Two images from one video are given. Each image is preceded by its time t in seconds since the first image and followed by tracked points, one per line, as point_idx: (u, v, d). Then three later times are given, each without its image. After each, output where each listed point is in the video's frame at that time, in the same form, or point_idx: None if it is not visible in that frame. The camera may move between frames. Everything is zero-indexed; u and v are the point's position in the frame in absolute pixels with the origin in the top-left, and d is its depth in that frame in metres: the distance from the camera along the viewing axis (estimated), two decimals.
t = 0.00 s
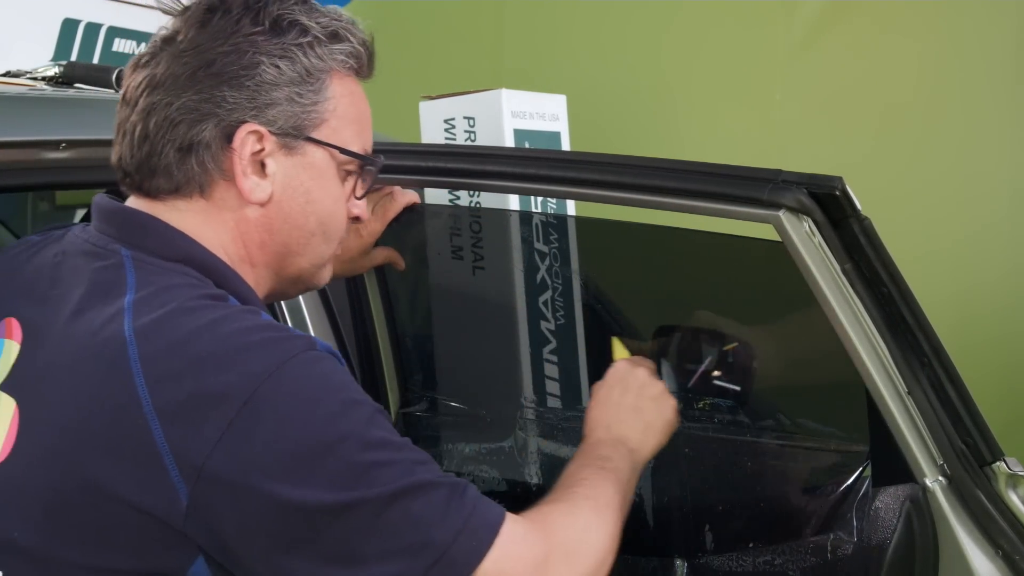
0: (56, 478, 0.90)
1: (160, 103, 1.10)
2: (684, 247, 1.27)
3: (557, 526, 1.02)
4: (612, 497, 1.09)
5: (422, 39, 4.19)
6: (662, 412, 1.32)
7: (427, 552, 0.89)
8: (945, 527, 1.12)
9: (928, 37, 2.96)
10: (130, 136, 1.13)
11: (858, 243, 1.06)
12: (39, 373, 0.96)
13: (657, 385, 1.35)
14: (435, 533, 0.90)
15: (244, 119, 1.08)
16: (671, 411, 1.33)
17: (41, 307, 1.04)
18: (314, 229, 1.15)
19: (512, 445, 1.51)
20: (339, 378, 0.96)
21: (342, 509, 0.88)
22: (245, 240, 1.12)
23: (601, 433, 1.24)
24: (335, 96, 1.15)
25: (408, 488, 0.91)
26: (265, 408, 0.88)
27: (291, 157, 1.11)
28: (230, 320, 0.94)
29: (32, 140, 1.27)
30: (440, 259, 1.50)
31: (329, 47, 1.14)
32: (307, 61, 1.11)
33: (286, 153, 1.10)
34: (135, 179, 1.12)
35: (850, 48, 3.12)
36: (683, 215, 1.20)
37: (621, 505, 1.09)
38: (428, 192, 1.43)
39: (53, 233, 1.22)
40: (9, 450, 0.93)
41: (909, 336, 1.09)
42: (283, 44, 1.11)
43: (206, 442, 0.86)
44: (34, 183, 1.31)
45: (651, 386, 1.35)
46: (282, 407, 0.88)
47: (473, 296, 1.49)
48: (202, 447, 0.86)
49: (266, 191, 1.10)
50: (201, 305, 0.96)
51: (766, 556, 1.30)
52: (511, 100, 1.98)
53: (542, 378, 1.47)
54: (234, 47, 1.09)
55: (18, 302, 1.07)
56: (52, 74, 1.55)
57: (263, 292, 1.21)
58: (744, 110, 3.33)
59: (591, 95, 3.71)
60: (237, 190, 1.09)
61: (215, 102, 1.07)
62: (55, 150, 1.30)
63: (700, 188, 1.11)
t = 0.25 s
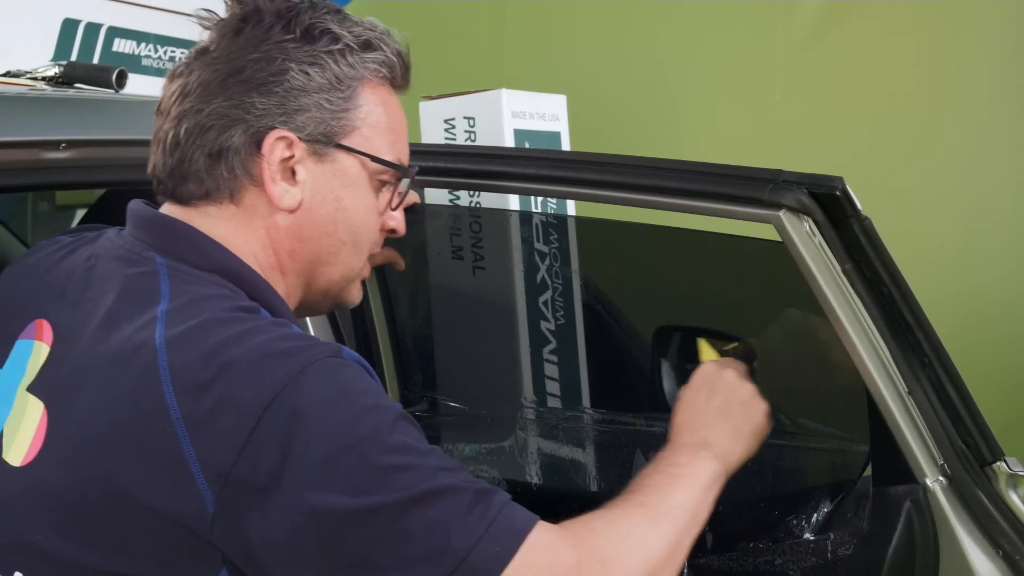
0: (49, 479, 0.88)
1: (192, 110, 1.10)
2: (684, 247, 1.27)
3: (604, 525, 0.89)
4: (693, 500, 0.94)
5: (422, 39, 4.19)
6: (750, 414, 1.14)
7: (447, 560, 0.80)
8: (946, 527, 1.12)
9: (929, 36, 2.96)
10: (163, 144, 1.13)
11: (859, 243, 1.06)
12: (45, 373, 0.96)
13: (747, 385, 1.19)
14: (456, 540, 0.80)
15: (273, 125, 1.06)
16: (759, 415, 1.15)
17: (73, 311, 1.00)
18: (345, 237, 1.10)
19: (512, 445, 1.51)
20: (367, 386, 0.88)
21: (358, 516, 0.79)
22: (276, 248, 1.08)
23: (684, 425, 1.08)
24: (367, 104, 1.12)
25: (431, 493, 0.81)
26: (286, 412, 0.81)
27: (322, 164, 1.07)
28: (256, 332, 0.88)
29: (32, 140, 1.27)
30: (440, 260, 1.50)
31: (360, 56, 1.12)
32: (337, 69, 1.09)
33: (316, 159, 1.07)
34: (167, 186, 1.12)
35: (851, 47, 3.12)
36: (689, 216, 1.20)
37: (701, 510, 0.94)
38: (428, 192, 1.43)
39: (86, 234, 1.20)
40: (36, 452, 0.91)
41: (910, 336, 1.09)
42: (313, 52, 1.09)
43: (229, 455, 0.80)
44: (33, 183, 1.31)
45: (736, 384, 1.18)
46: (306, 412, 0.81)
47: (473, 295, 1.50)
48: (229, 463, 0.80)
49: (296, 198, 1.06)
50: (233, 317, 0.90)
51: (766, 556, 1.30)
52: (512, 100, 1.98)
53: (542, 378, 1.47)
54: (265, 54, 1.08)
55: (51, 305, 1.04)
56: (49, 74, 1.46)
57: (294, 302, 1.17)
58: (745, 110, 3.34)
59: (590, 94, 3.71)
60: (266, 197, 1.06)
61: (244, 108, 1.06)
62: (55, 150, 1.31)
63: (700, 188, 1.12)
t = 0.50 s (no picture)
0: (50, 479, 0.89)
1: (199, 111, 1.10)
2: (684, 248, 1.27)
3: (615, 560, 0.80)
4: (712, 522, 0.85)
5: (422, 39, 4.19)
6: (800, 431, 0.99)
7: None
8: (945, 527, 1.12)
9: (928, 36, 2.96)
10: (173, 145, 1.14)
11: (858, 243, 1.06)
12: (51, 373, 0.96)
13: (810, 395, 1.03)
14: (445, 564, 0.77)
15: (275, 127, 1.05)
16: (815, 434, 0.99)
17: (79, 312, 1.00)
18: (347, 242, 1.08)
19: (512, 445, 1.52)
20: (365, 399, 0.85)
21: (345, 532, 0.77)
22: (278, 250, 1.07)
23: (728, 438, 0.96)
24: (374, 110, 1.10)
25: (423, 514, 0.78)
26: (283, 422, 0.79)
27: (324, 168, 1.06)
28: (257, 338, 0.86)
29: (32, 139, 1.27)
30: (439, 260, 1.51)
31: (370, 62, 1.10)
32: (343, 72, 1.08)
33: (319, 163, 1.06)
34: (174, 186, 1.12)
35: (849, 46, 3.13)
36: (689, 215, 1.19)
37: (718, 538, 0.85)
38: (428, 192, 1.43)
39: (93, 235, 1.20)
40: (40, 452, 0.91)
41: (910, 336, 1.08)
42: (320, 55, 1.08)
43: (223, 462, 0.79)
44: (34, 183, 1.31)
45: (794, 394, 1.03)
46: (303, 423, 0.79)
47: (472, 295, 1.50)
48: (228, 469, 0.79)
49: (297, 201, 1.05)
50: (236, 323, 0.89)
51: (766, 556, 1.29)
52: (511, 100, 1.98)
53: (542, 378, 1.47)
54: (271, 57, 1.08)
55: (57, 307, 1.04)
56: (51, 74, 1.46)
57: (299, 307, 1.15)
58: (744, 111, 3.34)
59: (589, 94, 3.71)
60: (268, 200, 1.05)
61: (248, 110, 1.06)
62: (54, 150, 1.30)
63: (700, 188, 1.11)
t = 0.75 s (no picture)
0: (47, 478, 0.89)
1: (199, 113, 1.11)
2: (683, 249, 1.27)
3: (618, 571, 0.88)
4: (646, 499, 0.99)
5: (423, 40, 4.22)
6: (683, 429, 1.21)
7: None
8: (945, 529, 1.11)
9: (929, 36, 2.96)
10: (177, 146, 1.16)
11: (857, 243, 1.06)
12: (51, 373, 0.96)
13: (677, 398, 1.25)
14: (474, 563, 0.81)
15: (270, 132, 1.05)
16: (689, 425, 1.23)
17: (85, 315, 0.99)
18: (343, 250, 1.08)
19: (512, 445, 1.52)
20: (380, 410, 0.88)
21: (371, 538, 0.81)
22: (274, 255, 1.08)
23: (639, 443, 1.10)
24: (373, 116, 1.08)
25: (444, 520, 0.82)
26: (301, 436, 0.81)
27: (320, 174, 1.06)
28: (268, 346, 0.88)
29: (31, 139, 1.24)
30: (439, 259, 1.51)
31: (371, 66, 1.09)
32: (340, 77, 1.07)
33: (314, 169, 1.06)
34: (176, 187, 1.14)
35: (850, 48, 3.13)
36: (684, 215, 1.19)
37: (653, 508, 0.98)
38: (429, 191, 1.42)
39: (101, 239, 1.19)
40: (41, 455, 0.91)
41: (908, 337, 1.08)
42: (317, 60, 1.08)
43: (245, 469, 0.80)
44: (35, 183, 1.28)
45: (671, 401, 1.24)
46: (324, 437, 0.81)
47: (471, 295, 1.50)
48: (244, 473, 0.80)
49: (292, 207, 1.06)
50: (243, 329, 0.89)
51: (765, 556, 1.29)
52: (511, 100, 1.98)
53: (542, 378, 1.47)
54: (270, 61, 1.08)
55: (63, 310, 1.03)
56: (52, 74, 1.53)
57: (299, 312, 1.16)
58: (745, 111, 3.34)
59: (591, 94, 3.71)
60: (263, 205, 1.06)
61: (243, 114, 1.06)
62: (55, 150, 1.27)
63: (699, 188, 1.11)
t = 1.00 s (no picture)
0: (68, 480, 0.88)
1: (232, 124, 1.13)
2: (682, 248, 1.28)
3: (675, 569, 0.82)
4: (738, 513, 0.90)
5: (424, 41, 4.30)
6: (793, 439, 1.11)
7: None
8: (946, 528, 1.11)
9: (928, 35, 2.99)
10: (209, 156, 1.17)
11: (859, 243, 1.06)
12: (80, 375, 0.95)
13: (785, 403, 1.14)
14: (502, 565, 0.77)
15: (300, 144, 1.06)
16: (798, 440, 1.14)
17: (113, 320, 0.99)
18: (370, 262, 1.08)
19: (512, 445, 1.52)
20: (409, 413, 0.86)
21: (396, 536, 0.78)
22: (301, 266, 1.08)
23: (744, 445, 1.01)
24: (404, 130, 1.09)
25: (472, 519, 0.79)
26: (333, 434, 0.79)
27: (349, 187, 1.07)
28: (303, 352, 0.87)
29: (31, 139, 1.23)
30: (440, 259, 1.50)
31: (403, 81, 1.10)
32: (371, 91, 1.08)
33: (343, 181, 1.07)
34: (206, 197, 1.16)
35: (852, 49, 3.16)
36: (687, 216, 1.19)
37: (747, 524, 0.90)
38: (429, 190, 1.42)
39: (124, 244, 1.19)
40: (73, 461, 0.89)
41: (910, 338, 1.09)
42: (349, 73, 1.09)
43: (276, 467, 0.79)
44: (37, 184, 1.27)
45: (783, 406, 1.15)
46: (354, 436, 0.80)
47: (475, 295, 1.50)
48: (275, 475, 0.79)
49: (320, 218, 1.06)
50: (280, 336, 0.89)
51: (767, 556, 1.29)
52: (511, 100, 1.99)
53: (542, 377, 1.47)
54: (302, 74, 1.10)
55: (91, 314, 1.03)
56: (52, 75, 1.53)
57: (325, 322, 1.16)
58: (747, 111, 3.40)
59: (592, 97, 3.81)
60: (291, 215, 1.06)
61: (274, 125, 1.07)
62: (55, 150, 1.26)
63: (700, 188, 1.12)
